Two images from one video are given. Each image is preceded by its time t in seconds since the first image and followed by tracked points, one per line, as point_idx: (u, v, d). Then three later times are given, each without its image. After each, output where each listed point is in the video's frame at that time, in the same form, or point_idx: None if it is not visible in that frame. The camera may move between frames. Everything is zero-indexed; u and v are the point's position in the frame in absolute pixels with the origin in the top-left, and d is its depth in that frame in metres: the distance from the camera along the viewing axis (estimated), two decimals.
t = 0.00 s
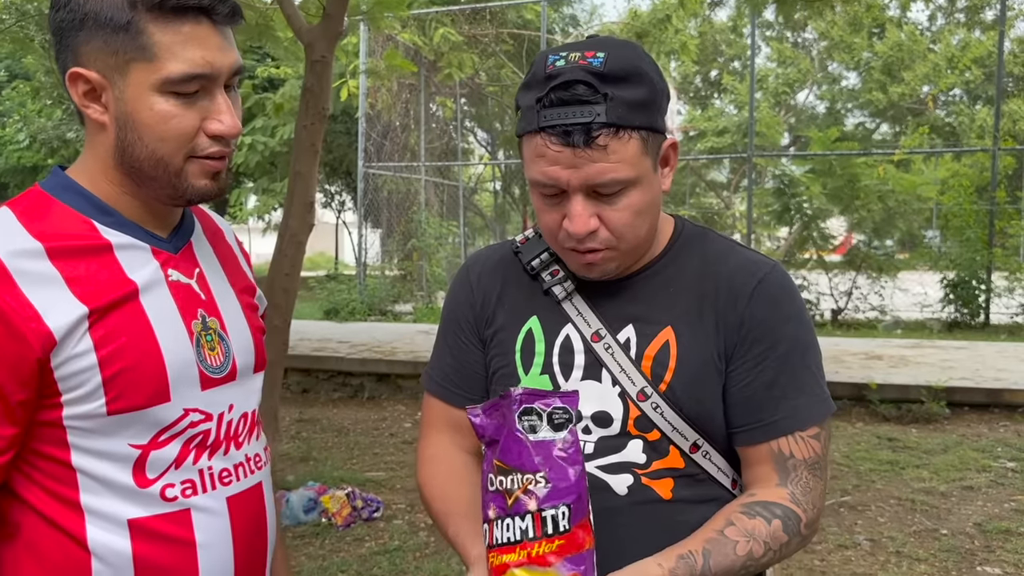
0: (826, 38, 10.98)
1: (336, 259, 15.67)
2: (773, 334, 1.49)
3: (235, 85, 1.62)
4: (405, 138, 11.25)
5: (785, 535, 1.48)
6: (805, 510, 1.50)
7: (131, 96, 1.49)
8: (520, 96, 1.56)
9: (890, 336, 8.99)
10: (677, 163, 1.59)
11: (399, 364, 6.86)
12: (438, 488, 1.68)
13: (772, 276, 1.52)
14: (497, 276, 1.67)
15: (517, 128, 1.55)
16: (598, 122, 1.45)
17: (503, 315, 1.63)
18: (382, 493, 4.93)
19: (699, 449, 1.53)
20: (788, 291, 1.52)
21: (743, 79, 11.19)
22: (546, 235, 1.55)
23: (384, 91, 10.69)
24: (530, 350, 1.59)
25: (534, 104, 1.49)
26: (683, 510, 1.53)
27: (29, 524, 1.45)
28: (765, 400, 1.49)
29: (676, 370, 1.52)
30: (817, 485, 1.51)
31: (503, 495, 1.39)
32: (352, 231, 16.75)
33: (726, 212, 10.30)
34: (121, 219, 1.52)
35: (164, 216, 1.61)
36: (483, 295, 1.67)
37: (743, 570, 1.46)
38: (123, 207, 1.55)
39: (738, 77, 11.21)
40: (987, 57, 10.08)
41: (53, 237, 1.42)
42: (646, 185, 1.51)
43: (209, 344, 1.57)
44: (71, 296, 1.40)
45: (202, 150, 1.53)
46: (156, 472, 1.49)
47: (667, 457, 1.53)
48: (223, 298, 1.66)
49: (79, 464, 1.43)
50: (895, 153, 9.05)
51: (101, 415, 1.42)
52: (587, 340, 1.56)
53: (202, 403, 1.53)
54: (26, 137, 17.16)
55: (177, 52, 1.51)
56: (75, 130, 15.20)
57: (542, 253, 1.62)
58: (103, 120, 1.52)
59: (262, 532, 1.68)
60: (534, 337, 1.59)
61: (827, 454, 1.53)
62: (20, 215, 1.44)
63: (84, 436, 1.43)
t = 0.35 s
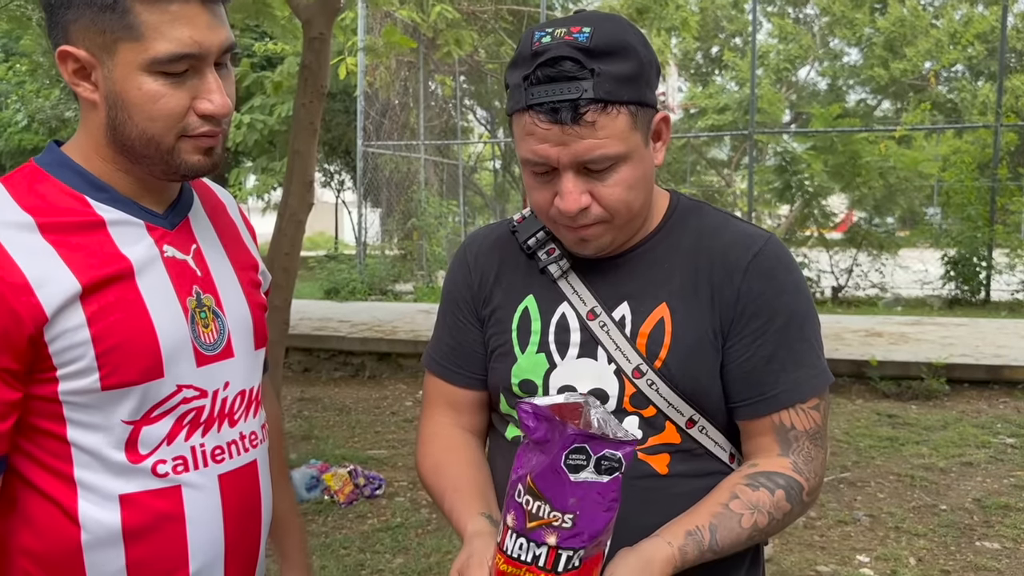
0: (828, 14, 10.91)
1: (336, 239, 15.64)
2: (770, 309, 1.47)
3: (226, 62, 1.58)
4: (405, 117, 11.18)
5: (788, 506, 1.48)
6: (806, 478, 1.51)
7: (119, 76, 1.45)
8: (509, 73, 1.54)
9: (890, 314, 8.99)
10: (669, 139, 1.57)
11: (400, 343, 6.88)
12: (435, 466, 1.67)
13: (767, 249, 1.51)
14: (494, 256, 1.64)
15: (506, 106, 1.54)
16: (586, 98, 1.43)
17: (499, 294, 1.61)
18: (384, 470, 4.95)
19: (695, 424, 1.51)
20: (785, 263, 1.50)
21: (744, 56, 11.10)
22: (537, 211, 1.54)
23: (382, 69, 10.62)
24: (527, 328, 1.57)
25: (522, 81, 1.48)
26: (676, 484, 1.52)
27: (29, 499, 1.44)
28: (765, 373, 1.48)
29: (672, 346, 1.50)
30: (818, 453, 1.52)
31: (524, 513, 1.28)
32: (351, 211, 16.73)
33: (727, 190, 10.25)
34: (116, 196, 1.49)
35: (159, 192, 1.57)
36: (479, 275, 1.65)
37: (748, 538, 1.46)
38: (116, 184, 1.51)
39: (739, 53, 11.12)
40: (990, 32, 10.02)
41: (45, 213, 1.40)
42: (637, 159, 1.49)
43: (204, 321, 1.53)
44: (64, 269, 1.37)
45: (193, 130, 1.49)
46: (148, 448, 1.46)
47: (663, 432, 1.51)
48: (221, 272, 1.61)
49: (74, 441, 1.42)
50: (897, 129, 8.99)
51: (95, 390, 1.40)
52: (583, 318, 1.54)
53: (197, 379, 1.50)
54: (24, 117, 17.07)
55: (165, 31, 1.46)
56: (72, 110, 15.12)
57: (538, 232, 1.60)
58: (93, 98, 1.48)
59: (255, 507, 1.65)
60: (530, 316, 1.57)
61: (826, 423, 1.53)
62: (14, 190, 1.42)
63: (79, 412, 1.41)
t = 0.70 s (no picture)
0: None
1: (336, 211, 15.60)
2: (770, 279, 1.42)
3: (233, 26, 1.52)
4: (405, 88, 11.12)
5: (781, 482, 1.43)
6: (800, 454, 1.45)
7: (127, 39, 1.40)
8: (513, 38, 1.49)
9: (891, 283, 8.99)
10: (675, 103, 1.53)
11: (401, 315, 6.88)
12: (433, 441, 1.65)
13: (771, 219, 1.45)
14: (495, 223, 1.60)
15: (511, 71, 1.49)
16: (593, 60, 1.38)
17: (501, 262, 1.58)
18: (387, 440, 4.97)
19: (694, 395, 1.47)
20: (788, 233, 1.44)
21: (747, 24, 10.99)
22: (543, 177, 1.49)
23: (381, 39, 10.53)
24: (528, 298, 1.54)
25: (528, 45, 1.43)
26: (676, 454, 1.49)
27: (43, 464, 1.36)
28: (762, 345, 1.43)
29: (672, 318, 1.45)
30: (813, 429, 1.46)
31: (526, 486, 1.27)
32: (352, 183, 16.68)
33: (728, 159, 10.21)
34: (125, 159, 1.44)
35: (166, 156, 1.51)
36: (480, 242, 1.61)
37: (740, 517, 1.42)
38: (125, 148, 1.46)
39: (742, 21, 11.00)
40: None
41: (55, 176, 1.34)
42: (644, 124, 1.44)
43: (212, 285, 1.48)
44: (76, 229, 1.31)
45: (201, 96, 1.44)
46: (159, 409, 1.40)
47: (663, 403, 1.47)
48: (228, 238, 1.56)
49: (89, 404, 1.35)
50: (901, 97, 8.92)
51: (110, 351, 1.34)
52: (584, 288, 1.49)
53: (207, 342, 1.45)
54: (21, 88, 16.94)
55: None
56: (70, 81, 15.01)
57: (541, 199, 1.55)
58: (102, 63, 1.43)
59: (266, 469, 1.58)
60: (531, 285, 1.54)
61: (823, 399, 1.47)
62: (23, 153, 1.36)
63: (95, 372, 1.34)
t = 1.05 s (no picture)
0: None
1: (337, 178, 15.51)
2: (792, 212, 1.40)
3: None
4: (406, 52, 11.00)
5: (793, 417, 1.41)
6: (816, 391, 1.43)
7: None
8: None
9: (896, 246, 8.93)
10: (700, 28, 1.48)
11: (404, 279, 6.87)
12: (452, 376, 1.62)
13: (797, 151, 1.42)
14: (512, 153, 1.59)
15: None
16: None
17: (517, 193, 1.56)
18: (392, 401, 4.99)
19: (712, 331, 1.45)
20: (814, 166, 1.41)
21: None
22: (561, 103, 1.45)
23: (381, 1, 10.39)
24: (544, 230, 1.52)
25: None
26: (690, 390, 1.47)
27: (50, 389, 1.38)
28: (781, 281, 1.41)
29: (691, 251, 1.43)
30: (830, 366, 1.43)
31: (520, 404, 1.31)
32: (352, 149, 16.56)
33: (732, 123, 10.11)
34: (139, 89, 1.41)
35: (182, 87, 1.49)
36: (497, 173, 1.60)
37: (748, 450, 1.40)
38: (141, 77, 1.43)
39: None
40: None
41: (67, 101, 1.32)
42: (666, 47, 1.40)
43: (227, 220, 1.45)
44: (85, 157, 1.30)
45: (217, 24, 1.41)
46: (168, 339, 1.38)
47: (679, 338, 1.46)
48: (244, 173, 1.53)
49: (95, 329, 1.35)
50: (908, 58, 8.81)
51: (115, 279, 1.33)
52: (602, 221, 1.47)
53: (218, 275, 1.42)
54: (16, 55, 16.74)
55: None
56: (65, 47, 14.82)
57: (558, 129, 1.53)
58: None
59: (281, 408, 1.57)
60: (547, 217, 1.52)
61: (842, 336, 1.45)
62: (36, 77, 1.34)
63: (101, 299, 1.34)
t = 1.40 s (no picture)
0: None
1: (338, 151, 15.43)
2: (798, 180, 1.38)
3: None
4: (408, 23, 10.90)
5: (788, 396, 1.40)
6: (812, 367, 1.42)
7: None
8: None
9: (900, 217, 8.89)
10: None
11: (406, 252, 6.86)
12: (451, 329, 1.64)
13: (807, 118, 1.40)
14: (516, 115, 1.58)
15: None
16: None
17: (521, 157, 1.55)
18: (395, 373, 5.00)
19: (714, 300, 1.45)
20: (822, 134, 1.39)
21: None
22: (564, 64, 1.43)
23: None
24: (547, 195, 1.51)
25: None
26: (692, 358, 1.47)
27: (52, 355, 1.37)
28: (784, 250, 1.40)
29: (695, 218, 1.42)
30: (830, 340, 1.42)
31: (516, 394, 1.28)
32: (353, 122, 16.46)
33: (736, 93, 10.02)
34: (136, 54, 1.40)
35: (181, 52, 1.47)
36: (501, 135, 1.59)
37: (744, 429, 1.40)
38: (138, 43, 1.41)
39: None
40: None
41: (64, 66, 1.31)
42: (670, 7, 1.37)
43: (227, 185, 1.45)
44: (82, 123, 1.29)
45: None
46: (171, 305, 1.38)
47: (681, 306, 1.45)
48: (245, 139, 1.53)
49: (97, 295, 1.35)
50: (914, 26, 8.71)
51: (116, 245, 1.33)
52: (606, 186, 1.46)
53: (218, 241, 1.42)
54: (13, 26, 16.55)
55: None
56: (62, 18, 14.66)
57: (564, 91, 1.51)
58: None
59: (286, 376, 1.57)
60: (552, 181, 1.51)
61: (845, 310, 1.44)
62: (34, 43, 1.33)
63: (102, 265, 1.34)
